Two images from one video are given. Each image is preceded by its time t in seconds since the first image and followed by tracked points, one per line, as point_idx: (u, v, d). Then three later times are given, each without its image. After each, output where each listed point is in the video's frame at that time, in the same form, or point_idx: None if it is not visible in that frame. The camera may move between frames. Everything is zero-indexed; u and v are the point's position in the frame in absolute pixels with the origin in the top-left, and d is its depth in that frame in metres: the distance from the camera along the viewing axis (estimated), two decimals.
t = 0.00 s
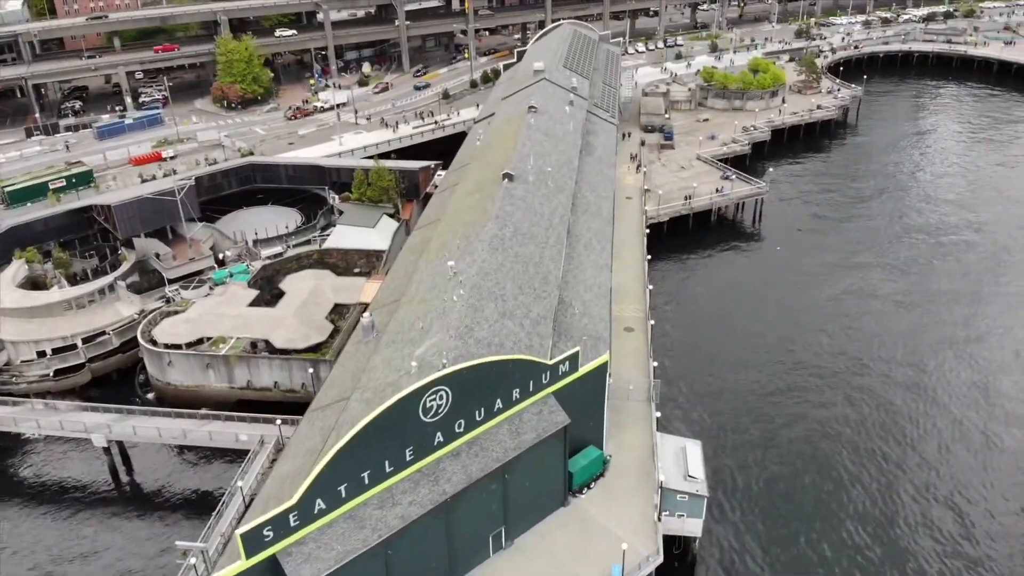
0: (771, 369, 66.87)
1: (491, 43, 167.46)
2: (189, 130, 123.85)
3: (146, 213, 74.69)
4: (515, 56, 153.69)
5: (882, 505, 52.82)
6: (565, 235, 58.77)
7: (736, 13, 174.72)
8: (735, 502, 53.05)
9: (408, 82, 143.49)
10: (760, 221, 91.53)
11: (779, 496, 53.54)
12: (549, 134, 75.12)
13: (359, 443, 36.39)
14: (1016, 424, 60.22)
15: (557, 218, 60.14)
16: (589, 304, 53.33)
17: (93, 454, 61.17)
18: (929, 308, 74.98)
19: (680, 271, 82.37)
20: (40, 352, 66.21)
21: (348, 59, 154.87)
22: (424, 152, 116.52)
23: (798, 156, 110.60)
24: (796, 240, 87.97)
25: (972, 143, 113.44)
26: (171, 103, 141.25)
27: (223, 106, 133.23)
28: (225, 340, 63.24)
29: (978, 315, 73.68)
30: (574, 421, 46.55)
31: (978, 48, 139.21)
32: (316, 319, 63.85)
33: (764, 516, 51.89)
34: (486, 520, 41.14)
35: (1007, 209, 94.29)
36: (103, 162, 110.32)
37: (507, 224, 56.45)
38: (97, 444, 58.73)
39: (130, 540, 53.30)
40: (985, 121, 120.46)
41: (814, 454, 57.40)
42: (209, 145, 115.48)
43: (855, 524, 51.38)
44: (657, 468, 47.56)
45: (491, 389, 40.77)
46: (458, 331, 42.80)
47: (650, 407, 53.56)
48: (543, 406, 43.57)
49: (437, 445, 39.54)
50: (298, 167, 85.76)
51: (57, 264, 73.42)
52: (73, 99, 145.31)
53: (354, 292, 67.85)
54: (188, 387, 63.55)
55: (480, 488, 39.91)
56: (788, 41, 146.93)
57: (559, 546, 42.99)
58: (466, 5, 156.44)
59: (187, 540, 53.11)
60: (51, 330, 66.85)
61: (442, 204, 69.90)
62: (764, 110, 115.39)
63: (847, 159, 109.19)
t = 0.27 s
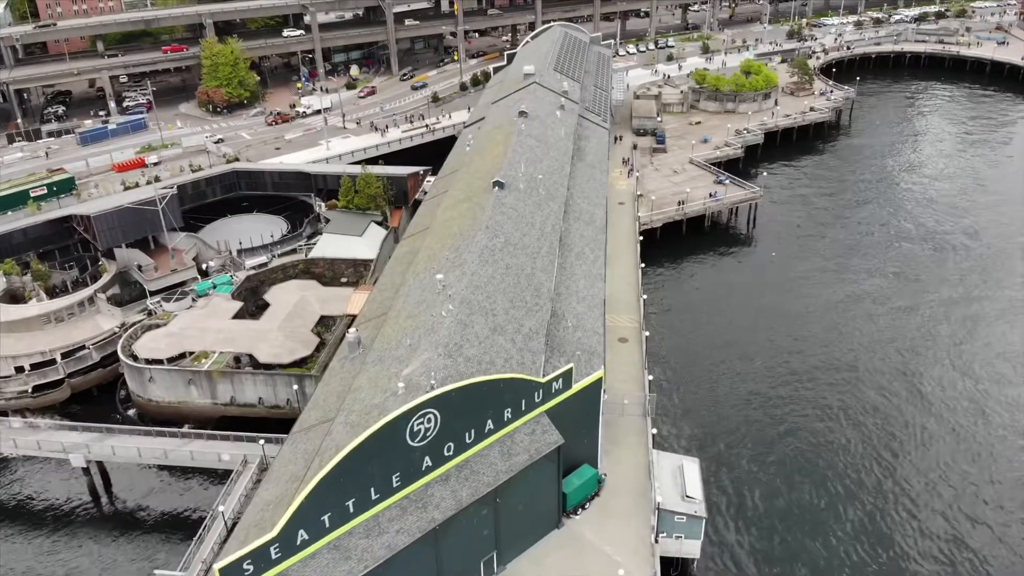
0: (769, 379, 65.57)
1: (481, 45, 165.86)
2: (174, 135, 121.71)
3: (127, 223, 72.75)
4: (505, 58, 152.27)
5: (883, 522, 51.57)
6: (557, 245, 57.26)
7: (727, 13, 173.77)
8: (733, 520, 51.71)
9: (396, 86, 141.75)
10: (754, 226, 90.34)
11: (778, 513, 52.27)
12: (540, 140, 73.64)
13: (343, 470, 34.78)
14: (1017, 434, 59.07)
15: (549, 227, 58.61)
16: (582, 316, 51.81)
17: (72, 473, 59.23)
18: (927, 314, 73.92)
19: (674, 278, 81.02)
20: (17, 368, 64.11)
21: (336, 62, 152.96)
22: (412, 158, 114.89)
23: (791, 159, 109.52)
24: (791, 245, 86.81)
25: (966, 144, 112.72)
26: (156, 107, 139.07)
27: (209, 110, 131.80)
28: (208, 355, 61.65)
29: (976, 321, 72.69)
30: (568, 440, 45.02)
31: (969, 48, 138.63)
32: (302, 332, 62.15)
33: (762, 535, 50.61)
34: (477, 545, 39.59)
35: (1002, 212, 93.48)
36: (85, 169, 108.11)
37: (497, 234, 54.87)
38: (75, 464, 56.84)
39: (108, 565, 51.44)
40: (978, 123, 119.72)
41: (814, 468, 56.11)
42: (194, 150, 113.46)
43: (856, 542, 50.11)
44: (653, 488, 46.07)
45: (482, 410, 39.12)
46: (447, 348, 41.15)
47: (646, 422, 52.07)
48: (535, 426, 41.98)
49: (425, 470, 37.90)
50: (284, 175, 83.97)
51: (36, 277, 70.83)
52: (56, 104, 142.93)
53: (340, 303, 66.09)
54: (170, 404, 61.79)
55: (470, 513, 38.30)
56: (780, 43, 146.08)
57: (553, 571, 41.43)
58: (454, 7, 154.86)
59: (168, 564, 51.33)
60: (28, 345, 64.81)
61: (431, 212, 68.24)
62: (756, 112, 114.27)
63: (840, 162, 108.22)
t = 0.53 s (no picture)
0: (765, 389, 64.30)
1: (470, 47, 164.23)
2: (157, 140, 119.47)
3: (106, 234, 70.73)
4: (495, 61, 150.64)
5: (884, 539, 50.36)
6: (549, 255, 55.74)
7: (718, 14, 172.78)
8: (731, 539, 50.35)
9: (384, 88, 139.50)
10: (748, 231, 89.09)
11: (777, 531, 50.98)
12: (531, 146, 72.18)
13: (326, 500, 33.17)
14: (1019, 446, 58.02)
15: (541, 237, 57.08)
16: (575, 329, 50.29)
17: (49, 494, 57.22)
18: (924, 321, 72.88)
19: (668, 284, 79.64)
20: None
21: (323, 65, 150.91)
22: (401, 162, 113.22)
23: (784, 161, 108.45)
24: (786, 250, 85.64)
25: (959, 146, 111.90)
26: (140, 112, 136.75)
27: (195, 114, 129.80)
28: (189, 370, 59.90)
29: (974, 329, 71.69)
30: (561, 459, 43.46)
31: (961, 49, 138.08)
32: (287, 347, 60.43)
33: (761, 554, 49.31)
34: (468, 573, 37.97)
35: (997, 215, 92.62)
36: (66, 176, 105.76)
37: (487, 244, 53.21)
38: (52, 486, 54.86)
39: None
40: (971, 124, 119.08)
41: (813, 483, 54.85)
42: (178, 156, 111.39)
43: (857, 560, 48.87)
44: (650, 508, 44.55)
45: (471, 433, 37.53)
46: (435, 367, 39.53)
47: (641, 438, 50.55)
48: (528, 447, 40.44)
49: (412, 496, 36.31)
50: (269, 182, 82.10)
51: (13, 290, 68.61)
52: (38, 109, 140.36)
53: (327, 315, 64.33)
54: (151, 421, 59.93)
55: (460, 541, 36.64)
56: (771, 44, 145.19)
57: None
58: (443, 9, 152.89)
59: None
60: (4, 362, 62.79)
61: (419, 220, 66.52)
62: (748, 115, 113.15)
63: (833, 165, 107.27)
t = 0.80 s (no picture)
0: (762, 399, 63.04)
1: (458, 49, 162.62)
2: (140, 146, 117.20)
3: (84, 246, 68.70)
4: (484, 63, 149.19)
5: (886, 555, 49.04)
6: (539, 265, 54.25)
7: (707, 15, 171.92)
8: (729, 556, 48.94)
9: (372, 91, 137.54)
10: (740, 236, 87.94)
11: (776, 548, 49.60)
12: (520, 152, 70.77)
13: (308, 531, 31.52)
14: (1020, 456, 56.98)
15: (532, 247, 55.62)
16: (567, 342, 48.79)
17: (24, 517, 55.18)
18: (920, 327, 71.89)
19: (661, 291, 78.33)
20: None
21: (309, 68, 148.89)
22: (389, 168, 111.54)
23: (776, 164, 107.45)
24: (779, 255, 84.56)
25: (951, 147, 111.37)
26: (122, 118, 134.34)
27: (177, 119, 127.19)
28: (169, 388, 58.01)
29: (971, 334, 70.85)
30: (554, 481, 41.96)
31: (951, 49, 137.65)
32: (270, 362, 58.70)
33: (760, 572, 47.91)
34: None
35: (991, 218, 92.02)
36: (46, 183, 103.34)
37: (476, 255, 51.65)
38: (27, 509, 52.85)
39: None
40: (962, 125, 118.55)
41: (812, 496, 53.50)
42: (160, 163, 109.31)
43: None
44: (646, 530, 43.13)
45: (461, 458, 36.01)
46: (422, 388, 37.96)
47: (635, 455, 49.13)
48: (520, 470, 38.95)
49: (399, 525, 34.71)
50: (252, 189, 80.25)
51: None
52: (18, 115, 137.64)
53: (311, 328, 62.60)
54: (131, 439, 58.02)
55: (449, 571, 35.09)
56: (761, 45, 144.37)
57: None
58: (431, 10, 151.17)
59: None
60: None
61: (406, 229, 64.84)
62: (739, 117, 112.07)
63: (825, 168, 106.37)
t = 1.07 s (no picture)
0: (758, 410, 61.71)
1: (446, 51, 160.96)
2: (122, 153, 114.90)
3: (61, 258, 66.60)
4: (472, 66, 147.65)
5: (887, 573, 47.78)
6: (530, 277, 52.68)
7: (697, 16, 171.01)
8: None
9: (358, 95, 135.65)
10: (733, 241, 86.75)
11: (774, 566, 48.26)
12: (509, 159, 69.30)
13: (289, 568, 29.88)
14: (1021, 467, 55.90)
15: (523, 257, 54.04)
16: (559, 357, 47.22)
17: None
18: (917, 333, 70.80)
19: (654, 299, 76.98)
20: None
21: (295, 71, 146.87)
22: (376, 173, 109.85)
23: (768, 167, 106.43)
24: (773, 260, 83.43)
25: (944, 149, 110.75)
26: (105, 123, 131.91)
27: (160, 125, 125.26)
28: (148, 407, 55.99)
29: (968, 340, 69.86)
30: (546, 504, 40.43)
31: (942, 50, 137.16)
32: (253, 378, 56.99)
33: None
34: None
35: (986, 221, 91.34)
36: (25, 191, 100.92)
37: (465, 267, 50.05)
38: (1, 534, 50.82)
39: None
40: (954, 126, 117.94)
41: (811, 512, 52.19)
42: (143, 170, 107.09)
43: None
44: (642, 554, 41.67)
45: (449, 485, 34.43)
46: (409, 411, 36.34)
47: (630, 474, 47.67)
48: (511, 495, 37.42)
49: (385, 558, 33.09)
50: (235, 198, 78.36)
51: None
52: None
53: (296, 342, 60.84)
54: (109, 460, 56.09)
55: None
56: (751, 46, 143.50)
57: None
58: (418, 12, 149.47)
59: None
60: None
61: (393, 238, 63.07)
62: (730, 120, 110.98)
63: (817, 170, 105.44)
